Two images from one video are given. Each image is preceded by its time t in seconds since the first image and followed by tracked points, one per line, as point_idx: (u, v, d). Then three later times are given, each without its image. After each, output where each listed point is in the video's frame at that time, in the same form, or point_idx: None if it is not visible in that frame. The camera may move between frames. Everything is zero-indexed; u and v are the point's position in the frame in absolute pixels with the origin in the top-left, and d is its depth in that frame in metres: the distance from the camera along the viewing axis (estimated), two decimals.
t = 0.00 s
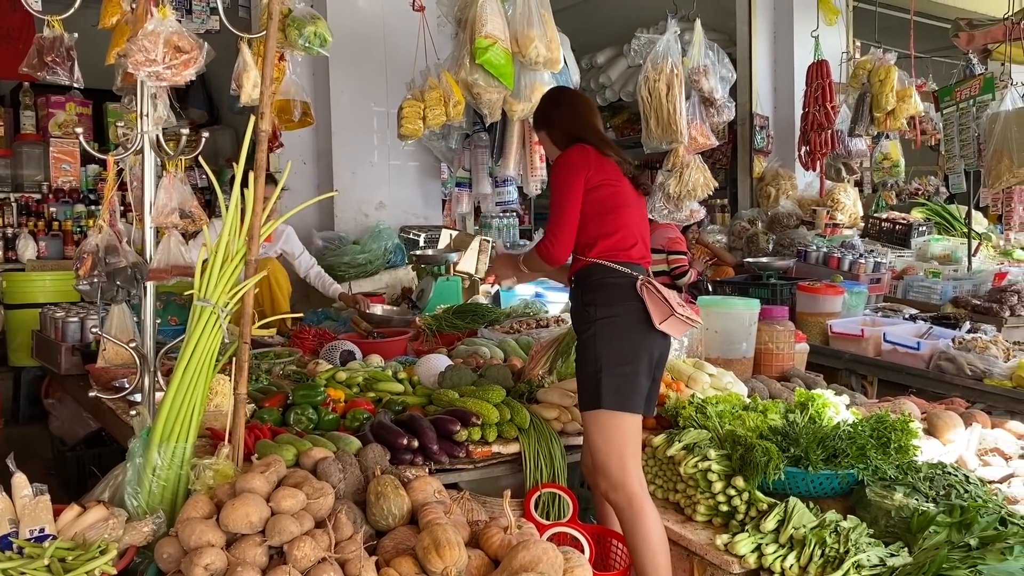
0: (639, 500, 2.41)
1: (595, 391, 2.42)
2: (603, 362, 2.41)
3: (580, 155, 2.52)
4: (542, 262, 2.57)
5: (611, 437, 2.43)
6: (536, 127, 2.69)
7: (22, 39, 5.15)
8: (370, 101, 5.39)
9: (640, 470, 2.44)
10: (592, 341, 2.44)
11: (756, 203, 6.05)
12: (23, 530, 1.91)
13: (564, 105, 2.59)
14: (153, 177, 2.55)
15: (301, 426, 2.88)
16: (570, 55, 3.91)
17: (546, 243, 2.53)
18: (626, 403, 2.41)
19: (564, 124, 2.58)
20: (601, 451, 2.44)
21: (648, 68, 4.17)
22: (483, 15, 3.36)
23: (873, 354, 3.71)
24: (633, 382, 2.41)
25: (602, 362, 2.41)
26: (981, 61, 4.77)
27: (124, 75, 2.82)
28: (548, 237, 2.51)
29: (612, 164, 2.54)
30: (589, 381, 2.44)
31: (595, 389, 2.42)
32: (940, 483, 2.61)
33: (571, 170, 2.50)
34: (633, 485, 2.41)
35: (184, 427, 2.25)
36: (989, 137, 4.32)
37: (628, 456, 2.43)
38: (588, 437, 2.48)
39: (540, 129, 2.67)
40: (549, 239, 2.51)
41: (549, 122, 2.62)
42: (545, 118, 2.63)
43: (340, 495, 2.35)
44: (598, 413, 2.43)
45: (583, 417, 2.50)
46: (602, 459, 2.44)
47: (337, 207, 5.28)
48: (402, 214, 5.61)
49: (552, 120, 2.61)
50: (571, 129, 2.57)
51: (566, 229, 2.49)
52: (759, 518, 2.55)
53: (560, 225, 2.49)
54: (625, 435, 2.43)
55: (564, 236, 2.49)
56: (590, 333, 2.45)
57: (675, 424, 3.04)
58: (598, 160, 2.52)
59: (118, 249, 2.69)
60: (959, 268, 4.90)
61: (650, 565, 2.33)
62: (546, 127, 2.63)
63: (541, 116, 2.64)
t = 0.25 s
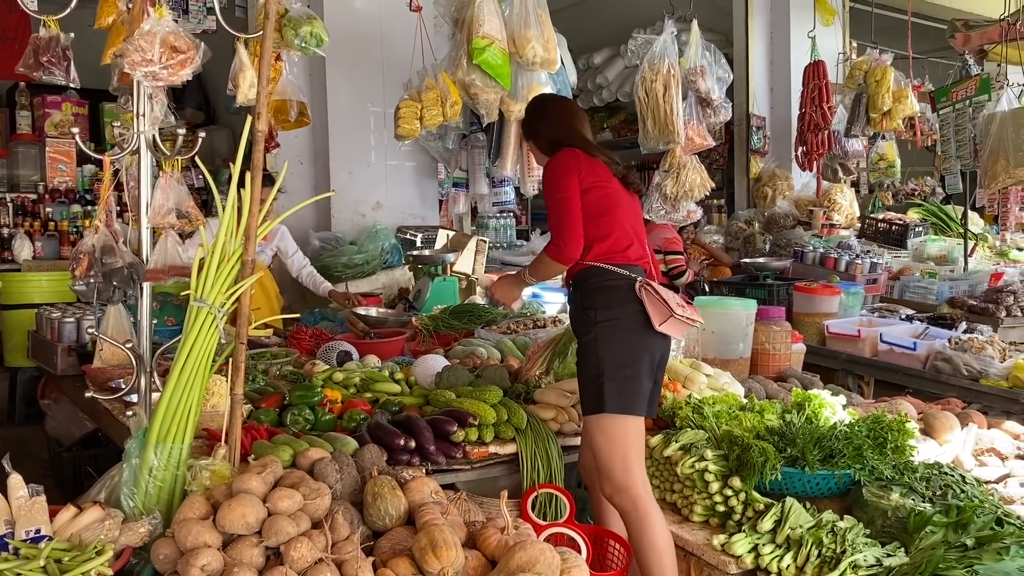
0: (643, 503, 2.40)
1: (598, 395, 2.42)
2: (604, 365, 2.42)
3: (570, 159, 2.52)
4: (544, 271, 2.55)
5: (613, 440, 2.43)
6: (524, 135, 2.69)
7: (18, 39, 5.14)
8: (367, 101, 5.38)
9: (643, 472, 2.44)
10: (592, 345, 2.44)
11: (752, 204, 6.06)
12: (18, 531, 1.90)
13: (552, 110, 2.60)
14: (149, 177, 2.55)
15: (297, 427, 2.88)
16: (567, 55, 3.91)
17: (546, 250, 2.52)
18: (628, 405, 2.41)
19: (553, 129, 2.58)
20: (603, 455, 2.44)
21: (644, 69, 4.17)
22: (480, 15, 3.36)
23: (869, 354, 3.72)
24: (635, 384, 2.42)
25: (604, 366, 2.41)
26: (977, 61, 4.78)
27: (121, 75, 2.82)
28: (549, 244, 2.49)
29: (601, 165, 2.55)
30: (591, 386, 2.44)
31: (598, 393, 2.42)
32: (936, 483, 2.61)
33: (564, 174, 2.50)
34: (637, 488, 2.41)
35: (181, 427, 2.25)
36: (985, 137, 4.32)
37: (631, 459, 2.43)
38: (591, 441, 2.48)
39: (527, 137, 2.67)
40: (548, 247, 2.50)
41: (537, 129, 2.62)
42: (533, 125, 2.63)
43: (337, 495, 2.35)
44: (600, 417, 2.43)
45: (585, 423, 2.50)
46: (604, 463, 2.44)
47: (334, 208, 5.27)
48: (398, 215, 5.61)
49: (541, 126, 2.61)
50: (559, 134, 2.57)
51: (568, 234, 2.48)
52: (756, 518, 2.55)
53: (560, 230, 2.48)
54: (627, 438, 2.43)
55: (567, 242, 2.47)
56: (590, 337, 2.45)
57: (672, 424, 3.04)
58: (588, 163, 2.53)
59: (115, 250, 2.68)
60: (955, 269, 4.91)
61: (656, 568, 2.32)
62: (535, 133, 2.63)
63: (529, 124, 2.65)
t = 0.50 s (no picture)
0: (652, 507, 2.37)
1: (606, 402, 2.38)
2: (611, 371, 2.37)
3: (570, 158, 2.46)
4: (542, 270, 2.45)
5: (621, 447, 2.39)
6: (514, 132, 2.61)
7: (13, 39, 5.13)
8: (363, 101, 5.38)
9: (652, 478, 2.41)
10: (598, 352, 2.40)
11: (748, 205, 6.07)
12: (13, 532, 1.89)
13: (546, 109, 2.55)
14: (145, 177, 2.54)
15: (293, 427, 2.88)
16: (563, 56, 3.91)
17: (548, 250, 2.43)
18: (637, 411, 2.37)
19: (549, 126, 2.53)
20: (611, 463, 2.40)
21: (640, 70, 4.17)
22: (476, 15, 3.36)
23: (864, 354, 3.72)
24: (642, 389, 2.38)
25: (610, 372, 2.37)
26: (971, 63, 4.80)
27: (116, 75, 2.81)
28: (552, 244, 2.40)
29: (599, 166, 2.50)
30: (598, 393, 2.39)
31: (605, 400, 2.38)
32: (931, 483, 2.62)
33: (564, 173, 2.44)
34: (647, 494, 2.38)
35: (176, 428, 2.25)
36: (979, 138, 4.37)
37: (640, 465, 2.39)
38: (598, 450, 2.43)
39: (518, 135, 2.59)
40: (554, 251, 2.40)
41: (529, 127, 2.56)
42: (525, 126, 2.57)
43: (333, 496, 2.35)
44: (608, 424, 2.39)
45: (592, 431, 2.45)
46: (612, 471, 2.40)
47: (329, 209, 5.27)
48: (394, 215, 5.61)
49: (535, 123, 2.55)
50: (555, 134, 2.52)
51: (575, 232, 2.39)
52: (751, 518, 2.56)
53: (565, 229, 2.40)
54: (635, 444, 2.39)
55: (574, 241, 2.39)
56: (595, 343, 2.41)
57: (668, 425, 3.04)
58: (588, 163, 2.48)
59: (110, 250, 2.67)
60: (950, 269, 4.92)
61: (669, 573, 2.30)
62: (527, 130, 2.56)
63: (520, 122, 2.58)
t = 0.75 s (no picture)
0: (661, 515, 2.35)
1: (615, 413, 2.32)
2: (620, 381, 2.32)
3: (570, 161, 2.40)
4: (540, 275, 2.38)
5: (630, 458, 2.34)
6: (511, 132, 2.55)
7: (7, 39, 5.11)
8: (358, 101, 5.37)
9: (660, 487, 2.37)
10: (606, 361, 2.34)
11: (743, 205, 6.08)
12: (7, 533, 1.89)
13: (543, 109, 2.48)
14: (139, 178, 2.54)
15: (288, 428, 2.87)
16: (558, 57, 3.91)
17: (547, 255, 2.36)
18: (647, 420, 2.32)
19: (548, 127, 2.46)
20: (620, 474, 2.35)
21: (635, 70, 4.17)
22: (471, 16, 3.36)
23: (859, 355, 3.73)
24: (651, 398, 2.33)
25: (619, 382, 2.32)
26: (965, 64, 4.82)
27: (110, 75, 2.81)
28: (551, 250, 2.33)
29: (599, 168, 2.44)
30: (607, 404, 2.34)
31: (615, 411, 2.32)
32: (926, 483, 2.63)
33: (564, 176, 2.37)
34: (657, 503, 2.35)
35: (171, 429, 2.24)
36: (973, 139, 4.36)
37: (648, 475, 2.35)
38: (606, 462, 2.38)
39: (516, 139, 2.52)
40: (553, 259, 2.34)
41: (527, 128, 2.49)
42: (521, 128, 2.50)
43: (328, 497, 2.34)
44: (617, 435, 2.33)
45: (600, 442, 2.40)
46: (622, 482, 2.36)
47: (324, 209, 5.26)
48: (389, 216, 5.60)
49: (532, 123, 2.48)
50: (553, 137, 2.45)
51: (576, 238, 2.32)
52: (746, 518, 2.57)
53: (565, 235, 2.33)
54: (644, 454, 2.35)
55: (574, 247, 2.32)
56: (603, 353, 2.35)
57: (663, 425, 3.05)
58: (588, 166, 2.41)
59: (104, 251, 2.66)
60: (944, 270, 4.94)
61: None
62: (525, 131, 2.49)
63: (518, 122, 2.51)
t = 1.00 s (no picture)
0: (666, 536, 2.33)
1: (622, 432, 2.28)
2: (628, 400, 2.28)
3: (585, 166, 2.32)
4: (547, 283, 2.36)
5: (636, 478, 2.31)
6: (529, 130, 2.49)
7: None
8: (350, 102, 5.36)
9: (665, 507, 2.35)
10: (616, 379, 2.29)
11: (735, 206, 6.09)
12: None
13: (560, 109, 2.41)
14: (130, 178, 2.53)
15: (280, 429, 2.87)
16: (551, 58, 3.91)
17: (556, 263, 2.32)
18: (654, 441, 2.28)
19: (564, 129, 2.39)
20: (626, 493, 2.32)
21: (627, 71, 4.18)
22: (464, 16, 3.35)
23: (850, 355, 3.74)
24: (659, 418, 2.29)
25: (628, 401, 2.27)
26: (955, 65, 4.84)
27: (101, 75, 2.79)
28: (560, 258, 2.30)
29: (616, 174, 2.36)
30: (614, 422, 2.30)
31: (622, 429, 2.29)
32: (917, 483, 2.64)
33: (578, 182, 2.30)
34: (660, 524, 2.33)
35: (162, 430, 2.23)
36: (963, 140, 4.41)
37: (655, 495, 2.32)
38: (611, 478, 2.35)
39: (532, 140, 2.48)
40: (562, 267, 2.29)
41: (544, 126, 2.42)
42: (539, 127, 2.44)
43: (320, 498, 2.34)
44: (623, 454, 2.30)
45: (605, 458, 2.36)
46: (627, 499, 2.33)
47: (316, 209, 5.24)
48: (381, 216, 5.59)
49: (548, 123, 2.41)
50: (569, 138, 2.40)
51: (585, 247, 2.27)
52: (738, 519, 2.57)
53: (574, 243, 2.28)
54: (651, 474, 2.31)
55: (582, 257, 2.27)
56: (612, 369, 2.30)
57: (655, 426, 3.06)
58: (604, 171, 2.34)
59: (95, 251, 2.65)
60: (935, 270, 4.96)
61: None
62: (541, 132, 2.43)
63: (536, 121, 2.45)
